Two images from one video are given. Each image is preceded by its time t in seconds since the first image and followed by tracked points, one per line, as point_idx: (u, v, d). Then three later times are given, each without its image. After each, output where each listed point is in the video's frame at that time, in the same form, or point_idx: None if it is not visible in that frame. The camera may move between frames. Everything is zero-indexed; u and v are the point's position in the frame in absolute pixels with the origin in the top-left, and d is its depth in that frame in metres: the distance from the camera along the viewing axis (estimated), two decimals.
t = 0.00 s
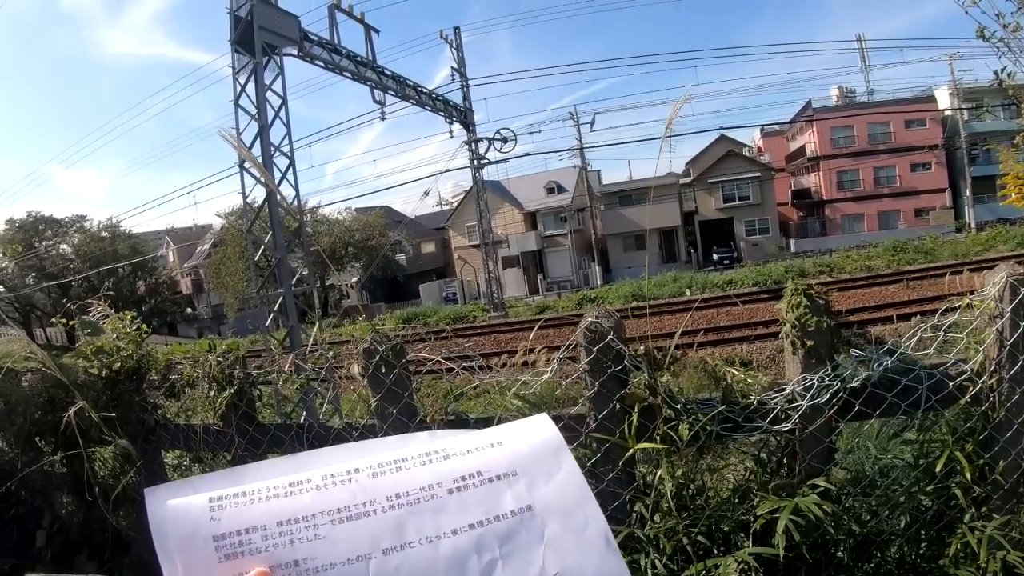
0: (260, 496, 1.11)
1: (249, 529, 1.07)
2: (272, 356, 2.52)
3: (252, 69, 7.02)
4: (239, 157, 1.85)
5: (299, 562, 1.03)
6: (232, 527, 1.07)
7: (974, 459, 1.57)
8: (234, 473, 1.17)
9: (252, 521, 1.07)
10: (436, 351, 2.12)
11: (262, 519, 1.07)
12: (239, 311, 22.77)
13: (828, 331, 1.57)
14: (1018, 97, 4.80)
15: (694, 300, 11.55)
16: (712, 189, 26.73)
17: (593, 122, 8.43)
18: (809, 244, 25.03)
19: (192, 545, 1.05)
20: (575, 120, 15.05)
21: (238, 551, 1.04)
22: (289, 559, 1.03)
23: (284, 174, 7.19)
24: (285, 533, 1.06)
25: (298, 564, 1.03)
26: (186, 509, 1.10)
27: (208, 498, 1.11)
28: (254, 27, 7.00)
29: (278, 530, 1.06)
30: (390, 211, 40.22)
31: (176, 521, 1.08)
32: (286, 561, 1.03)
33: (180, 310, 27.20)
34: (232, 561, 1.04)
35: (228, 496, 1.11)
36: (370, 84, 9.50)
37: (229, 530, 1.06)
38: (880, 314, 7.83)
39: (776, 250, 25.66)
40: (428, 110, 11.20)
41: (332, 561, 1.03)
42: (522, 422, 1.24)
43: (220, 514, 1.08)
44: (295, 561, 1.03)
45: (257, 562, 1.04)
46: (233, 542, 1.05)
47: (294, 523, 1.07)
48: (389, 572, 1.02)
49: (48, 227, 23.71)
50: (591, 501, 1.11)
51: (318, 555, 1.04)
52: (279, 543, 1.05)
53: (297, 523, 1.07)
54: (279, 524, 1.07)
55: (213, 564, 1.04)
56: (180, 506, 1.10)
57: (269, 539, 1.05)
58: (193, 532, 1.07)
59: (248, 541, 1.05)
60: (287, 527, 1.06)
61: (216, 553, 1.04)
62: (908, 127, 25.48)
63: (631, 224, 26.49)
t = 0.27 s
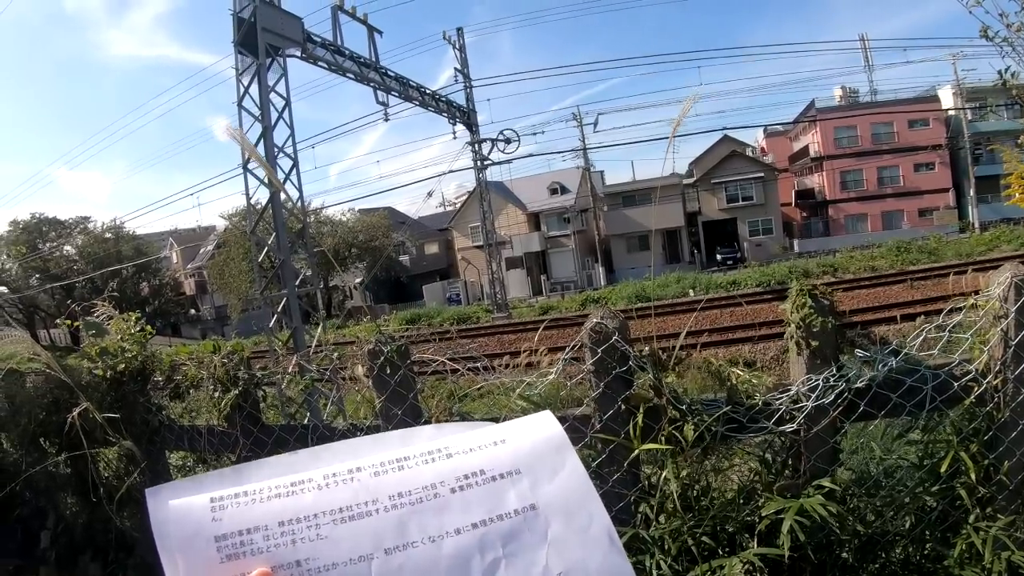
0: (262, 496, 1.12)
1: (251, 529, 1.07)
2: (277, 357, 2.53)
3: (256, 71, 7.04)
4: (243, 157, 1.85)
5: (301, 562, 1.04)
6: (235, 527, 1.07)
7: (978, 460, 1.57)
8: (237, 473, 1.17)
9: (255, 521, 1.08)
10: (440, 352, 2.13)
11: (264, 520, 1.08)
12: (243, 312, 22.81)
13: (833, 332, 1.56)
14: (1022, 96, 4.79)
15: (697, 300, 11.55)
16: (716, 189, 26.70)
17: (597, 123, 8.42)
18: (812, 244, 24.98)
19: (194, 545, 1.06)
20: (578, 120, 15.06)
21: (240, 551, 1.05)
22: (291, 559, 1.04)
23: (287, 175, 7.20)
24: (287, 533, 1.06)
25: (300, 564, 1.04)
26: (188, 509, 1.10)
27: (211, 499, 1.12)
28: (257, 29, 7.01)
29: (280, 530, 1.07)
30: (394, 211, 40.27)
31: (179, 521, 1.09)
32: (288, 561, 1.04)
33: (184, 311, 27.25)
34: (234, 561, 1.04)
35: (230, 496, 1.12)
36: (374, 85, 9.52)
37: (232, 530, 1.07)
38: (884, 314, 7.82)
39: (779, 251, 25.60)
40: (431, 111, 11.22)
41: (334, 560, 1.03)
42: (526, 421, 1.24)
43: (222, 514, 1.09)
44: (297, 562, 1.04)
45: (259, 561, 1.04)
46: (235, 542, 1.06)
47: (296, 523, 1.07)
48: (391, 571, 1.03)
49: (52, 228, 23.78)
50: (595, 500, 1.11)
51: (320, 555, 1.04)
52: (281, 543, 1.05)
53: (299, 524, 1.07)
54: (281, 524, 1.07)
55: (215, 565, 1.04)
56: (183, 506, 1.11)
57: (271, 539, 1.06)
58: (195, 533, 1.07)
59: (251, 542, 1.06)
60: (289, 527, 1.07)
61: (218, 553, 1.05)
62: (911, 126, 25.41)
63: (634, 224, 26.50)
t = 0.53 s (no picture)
0: (271, 497, 1.12)
1: (261, 530, 1.08)
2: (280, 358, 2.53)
3: (258, 72, 7.05)
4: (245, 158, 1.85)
5: (311, 562, 1.04)
6: (246, 528, 1.08)
7: (981, 462, 1.57)
8: (245, 475, 1.18)
9: (264, 523, 1.08)
10: (441, 353, 2.13)
11: (276, 520, 1.08)
12: (244, 313, 22.83)
13: (836, 334, 1.56)
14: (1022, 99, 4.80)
15: (699, 301, 11.55)
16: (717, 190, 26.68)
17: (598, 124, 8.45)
18: (814, 245, 24.94)
19: (206, 547, 1.06)
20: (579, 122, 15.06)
21: (251, 553, 1.05)
22: (302, 559, 1.04)
23: (290, 175, 7.20)
24: (297, 535, 1.07)
25: (310, 565, 1.04)
26: (198, 512, 1.11)
27: (221, 501, 1.12)
28: (259, 29, 7.02)
29: (291, 532, 1.07)
30: (395, 212, 40.30)
31: (189, 524, 1.09)
32: (298, 563, 1.04)
33: (185, 312, 27.28)
34: (245, 561, 1.05)
35: (240, 498, 1.12)
36: (376, 86, 9.53)
37: (243, 531, 1.07)
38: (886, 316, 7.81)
39: (781, 252, 25.58)
40: (432, 112, 11.23)
41: (345, 562, 1.04)
42: (535, 419, 1.25)
43: (233, 515, 1.09)
44: (307, 562, 1.04)
45: (268, 562, 1.04)
46: (246, 544, 1.06)
47: (307, 524, 1.08)
48: (402, 571, 1.03)
49: (53, 229, 23.82)
50: (605, 498, 1.12)
51: (331, 555, 1.05)
52: (291, 545, 1.06)
53: (309, 524, 1.08)
54: (292, 525, 1.08)
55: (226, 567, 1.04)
56: (193, 509, 1.11)
57: (282, 541, 1.06)
58: (206, 534, 1.08)
59: (261, 543, 1.06)
60: (299, 529, 1.07)
61: (228, 554, 1.05)
62: (913, 128, 25.38)
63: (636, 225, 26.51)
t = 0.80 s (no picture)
0: (271, 495, 1.12)
1: (260, 528, 1.08)
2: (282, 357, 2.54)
3: (259, 72, 7.06)
4: (246, 159, 1.85)
5: (309, 560, 1.04)
6: (244, 526, 1.08)
7: (981, 462, 1.56)
8: (245, 474, 1.18)
9: (263, 521, 1.08)
10: (443, 354, 2.13)
11: (273, 518, 1.08)
12: (245, 313, 22.87)
13: (836, 334, 1.56)
14: None
15: (700, 302, 11.55)
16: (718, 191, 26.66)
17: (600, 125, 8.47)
18: (815, 246, 24.94)
19: (204, 544, 1.06)
20: (581, 122, 15.07)
21: (249, 550, 1.05)
22: (300, 557, 1.04)
23: (291, 176, 7.22)
24: (296, 533, 1.07)
25: (308, 563, 1.04)
26: (198, 510, 1.11)
27: (220, 499, 1.12)
28: (260, 30, 7.03)
29: (289, 529, 1.07)
30: (397, 212, 40.32)
31: (188, 522, 1.09)
32: (296, 560, 1.04)
33: (186, 312, 27.31)
34: (242, 560, 1.05)
35: (239, 496, 1.12)
36: (377, 87, 9.54)
37: (241, 528, 1.07)
38: (887, 317, 7.81)
39: (782, 253, 25.57)
40: (434, 113, 11.24)
41: (342, 559, 1.04)
42: (534, 417, 1.25)
43: (232, 513, 1.09)
44: (306, 560, 1.04)
45: (267, 559, 1.04)
46: (244, 542, 1.06)
47: (304, 521, 1.08)
48: (400, 569, 1.03)
49: (55, 228, 23.88)
50: (604, 496, 1.12)
51: (329, 553, 1.04)
52: (290, 542, 1.06)
53: (308, 521, 1.08)
54: (290, 522, 1.08)
55: (225, 564, 1.04)
56: (192, 507, 1.11)
57: (280, 538, 1.06)
58: (204, 532, 1.08)
59: (260, 541, 1.06)
60: (297, 526, 1.07)
61: (226, 552, 1.05)
62: (915, 129, 25.36)
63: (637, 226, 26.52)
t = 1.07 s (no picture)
0: (272, 494, 1.12)
1: (261, 526, 1.08)
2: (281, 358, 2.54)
3: (260, 73, 7.07)
4: (246, 160, 1.86)
5: (309, 559, 1.04)
6: (245, 525, 1.08)
7: (981, 463, 1.57)
8: (245, 473, 1.18)
9: (264, 519, 1.09)
10: (443, 355, 2.13)
11: (274, 518, 1.08)
12: (245, 314, 22.89)
13: (835, 335, 1.57)
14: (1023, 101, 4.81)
15: (700, 303, 11.55)
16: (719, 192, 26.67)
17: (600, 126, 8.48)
18: (815, 247, 24.95)
19: (206, 542, 1.07)
20: (581, 123, 15.07)
21: (249, 549, 1.05)
22: (300, 556, 1.05)
23: (291, 177, 7.22)
24: (297, 531, 1.07)
25: (309, 561, 1.04)
26: (199, 509, 1.11)
27: (221, 498, 1.13)
28: (261, 31, 7.04)
29: (290, 528, 1.07)
30: (397, 214, 40.34)
31: (189, 520, 1.10)
32: (296, 559, 1.04)
33: (186, 313, 27.34)
34: (243, 558, 1.05)
35: (240, 495, 1.13)
36: (377, 88, 9.55)
37: (242, 528, 1.08)
38: (887, 318, 7.81)
39: (782, 254, 25.58)
40: (434, 114, 11.24)
41: (343, 558, 1.04)
42: (534, 417, 1.25)
43: (232, 512, 1.10)
44: (306, 559, 1.04)
45: (267, 558, 1.05)
46: (245, 541, 1.06)
47: (305, 520, 1.08)
48: (399, 567, 1.03)
49: (56, 229, 23.93)
50: (603, 496, 1.12)
51: (328, 552, 1.05)
52: (290, 541, 1.06)
53: (308, 521, 1.08)
54: (290, 521, 1.08)
55: (226, 564, 1.05)
56: (193, 506, 1.12)
57: (281, 536, 1.06)
58: (205, 530, 1.08)
59: (261, 539, 1.06)
60: (298, 525, 1.08)
61: (227, 550, 1.06)
62: (915, 129, 25.35)
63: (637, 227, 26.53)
